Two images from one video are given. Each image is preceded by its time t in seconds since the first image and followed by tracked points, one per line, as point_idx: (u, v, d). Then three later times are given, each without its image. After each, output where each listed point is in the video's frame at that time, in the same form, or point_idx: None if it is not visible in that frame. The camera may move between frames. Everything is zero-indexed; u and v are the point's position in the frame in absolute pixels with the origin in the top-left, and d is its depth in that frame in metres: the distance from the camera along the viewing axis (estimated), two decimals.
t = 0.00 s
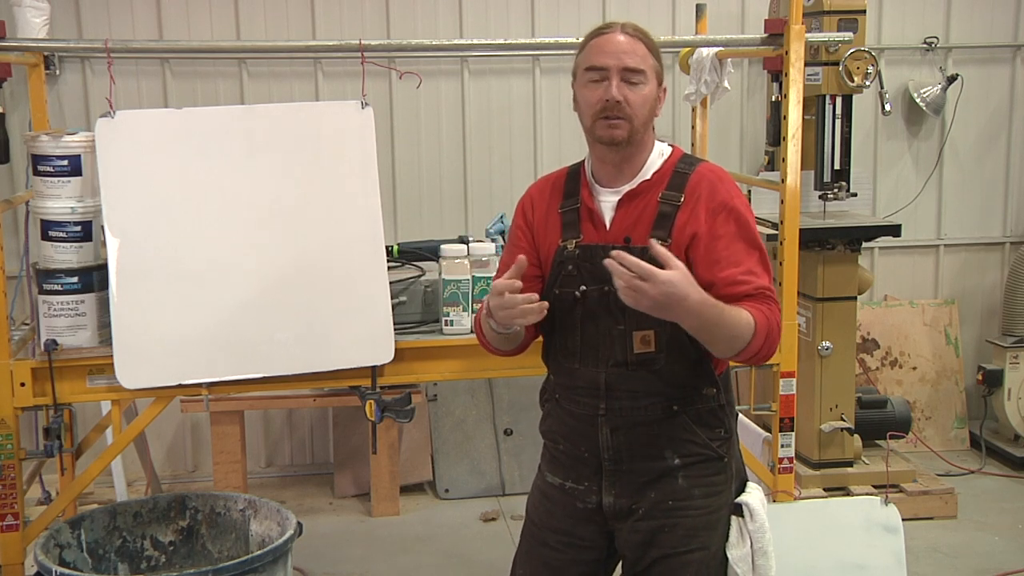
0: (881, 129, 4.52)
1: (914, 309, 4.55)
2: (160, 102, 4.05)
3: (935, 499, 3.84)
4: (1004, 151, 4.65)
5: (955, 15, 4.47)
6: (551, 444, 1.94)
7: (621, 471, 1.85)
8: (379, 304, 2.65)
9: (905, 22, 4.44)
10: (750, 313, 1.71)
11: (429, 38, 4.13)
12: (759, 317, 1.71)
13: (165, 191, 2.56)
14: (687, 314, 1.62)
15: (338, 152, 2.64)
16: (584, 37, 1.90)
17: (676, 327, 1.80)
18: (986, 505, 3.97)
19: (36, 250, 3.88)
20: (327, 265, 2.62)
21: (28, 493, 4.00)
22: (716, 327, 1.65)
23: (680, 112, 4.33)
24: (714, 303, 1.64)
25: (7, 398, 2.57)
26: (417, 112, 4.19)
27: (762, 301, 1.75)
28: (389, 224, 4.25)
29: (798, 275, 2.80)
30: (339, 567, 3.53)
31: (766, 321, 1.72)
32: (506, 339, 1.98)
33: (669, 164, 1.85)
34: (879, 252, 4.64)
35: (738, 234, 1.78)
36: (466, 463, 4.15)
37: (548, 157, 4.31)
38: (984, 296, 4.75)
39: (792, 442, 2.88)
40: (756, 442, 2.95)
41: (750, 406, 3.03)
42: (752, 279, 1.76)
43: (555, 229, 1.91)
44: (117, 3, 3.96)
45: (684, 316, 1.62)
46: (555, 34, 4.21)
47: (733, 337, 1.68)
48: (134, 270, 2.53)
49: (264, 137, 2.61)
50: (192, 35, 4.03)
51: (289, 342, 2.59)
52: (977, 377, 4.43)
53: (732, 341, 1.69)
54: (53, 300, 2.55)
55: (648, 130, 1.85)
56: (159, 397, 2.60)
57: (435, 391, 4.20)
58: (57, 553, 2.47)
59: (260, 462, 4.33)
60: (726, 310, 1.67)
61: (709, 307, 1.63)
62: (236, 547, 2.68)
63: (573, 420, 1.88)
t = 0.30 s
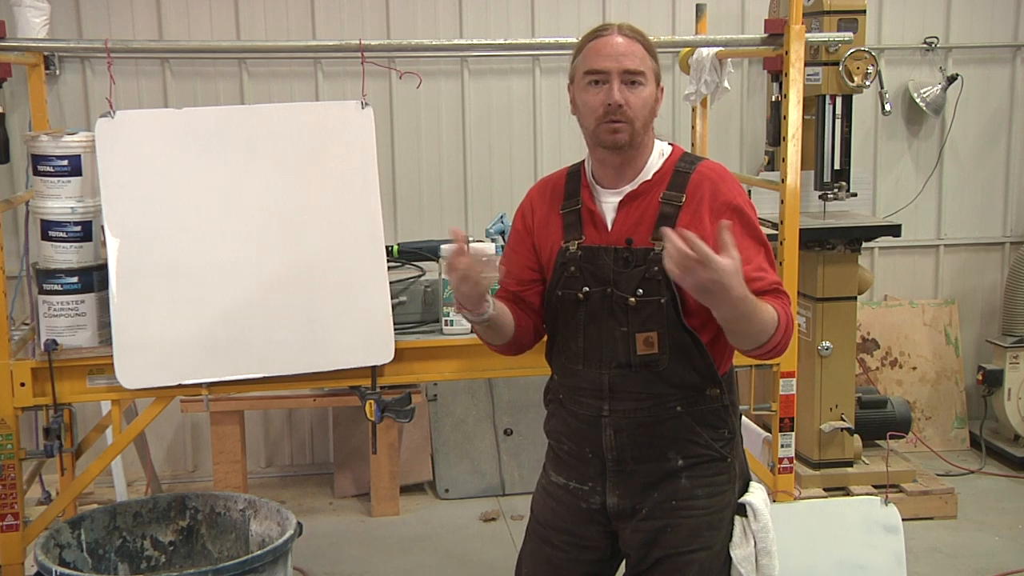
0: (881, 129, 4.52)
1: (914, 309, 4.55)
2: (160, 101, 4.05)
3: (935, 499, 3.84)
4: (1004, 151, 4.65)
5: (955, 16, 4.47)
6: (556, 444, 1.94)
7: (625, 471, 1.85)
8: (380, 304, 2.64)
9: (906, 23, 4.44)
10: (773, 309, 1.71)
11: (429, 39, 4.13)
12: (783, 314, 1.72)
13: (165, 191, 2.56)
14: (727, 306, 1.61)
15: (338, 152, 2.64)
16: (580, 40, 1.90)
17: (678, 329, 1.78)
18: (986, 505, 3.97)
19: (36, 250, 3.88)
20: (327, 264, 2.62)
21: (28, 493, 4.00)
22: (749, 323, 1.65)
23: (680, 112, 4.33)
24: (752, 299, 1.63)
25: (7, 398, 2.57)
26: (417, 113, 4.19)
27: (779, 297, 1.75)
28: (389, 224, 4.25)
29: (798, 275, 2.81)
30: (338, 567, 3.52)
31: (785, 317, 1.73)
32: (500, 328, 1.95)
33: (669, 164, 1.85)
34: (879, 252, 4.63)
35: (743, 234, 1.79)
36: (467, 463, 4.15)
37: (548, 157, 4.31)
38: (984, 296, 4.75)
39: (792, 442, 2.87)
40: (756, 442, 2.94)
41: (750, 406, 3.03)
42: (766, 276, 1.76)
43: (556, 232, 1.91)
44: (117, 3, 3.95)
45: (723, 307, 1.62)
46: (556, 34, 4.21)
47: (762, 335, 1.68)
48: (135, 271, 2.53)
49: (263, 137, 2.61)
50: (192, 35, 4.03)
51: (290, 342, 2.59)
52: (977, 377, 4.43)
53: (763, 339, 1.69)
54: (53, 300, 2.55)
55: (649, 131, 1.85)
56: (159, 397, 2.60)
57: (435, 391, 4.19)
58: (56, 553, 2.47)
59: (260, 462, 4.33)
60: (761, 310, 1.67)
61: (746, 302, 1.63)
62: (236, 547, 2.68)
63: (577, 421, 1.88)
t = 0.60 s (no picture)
0: (881, 129, 4.52)
1: (914, 309, 4.55)
2: (160, 101, 4.05)
3: (935, 499, 3.83)
4: (1004, 150, 4.65)
5: (955, 16, 4.47)
6: (558, 444, 1.94)
7: (628, 472, 1.85)
8: (379, 304, 2.64)
9: (905, 23, 4.44)
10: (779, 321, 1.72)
11: (429, 39, 4.13)
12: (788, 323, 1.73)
13: (165, 191, 2.56)
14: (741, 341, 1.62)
15: (339, 152, 2.64)
16: (583, 39, 1.89)
17: (683, 331, 1.79)
18: (986, 505, 3.97)
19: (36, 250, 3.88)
20: (327, 265, 2.62)
21: (28, 493, 4.00)
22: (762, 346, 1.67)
23: (680, 112, 4.33)
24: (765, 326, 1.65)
25: (7, 398, 2.57)
26: (417, 112, 4.19)
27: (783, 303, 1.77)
28: (389, 224, 4.25)
29: (798, 275, 2.81)
30: (338, 567, 3.52)
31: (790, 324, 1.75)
32: (493, 328, 1.96)
33: (674, 165, 1.85)
34: (879, 252, 4.64)
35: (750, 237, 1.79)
36: (467, 463, 4.15)
37: (549, 157, 4.31)
38: (984, 296, 4.75)
39: (792, 442, 2.87)
40: (756, 442, 2.96)
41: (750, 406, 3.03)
42: (772, 282, 1.77)
43: (558, 233, 1.91)
44: (117, 3, 3.95)
45: (738, 343, 1.62)
46: (556, 34, 4.21)
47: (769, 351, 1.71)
48: (135, 270, 2.53)
49: (264, 137, 2.61)
50: (192, 35, 4.03)
51: (291, 342, 2.59)
52: (977, 377, 4.43)
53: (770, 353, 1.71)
54: (53, 300, 2.55)
55: (655, 131, 1.85)
56: (159, 397, 2.60)
57: (435, 391, 4.19)
58: (57, 553, 2.47)
59: (260, 462, 4.33)
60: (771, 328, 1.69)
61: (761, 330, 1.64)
62: (236, 547, 2.68)
63: (581, 421, 1.88)
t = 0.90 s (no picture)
0: (881, 129, 4.52)
1: (914, 309, 4.55)
2: (161, 101, 4.05)
3: (935, 499, 3.83)
4: (1004, 150, 4.65)
5: (955, 16, 4.47)
6: (558, 445, 1.94)
7: (630, 472, 1.85)
8: (379, 303, 2.64)
9: (905, 23, 4.44)
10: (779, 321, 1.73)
11: (429, 39, 4.13)
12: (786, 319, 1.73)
13: (165, 190, 2.56)
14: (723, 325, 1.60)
15: (339, 152, 2.64)
16: (587, 41, 1.88)
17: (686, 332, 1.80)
18: (986, 505, 3.97)
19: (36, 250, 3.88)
20: (328, 265, 2.62)
21: (28, 493, 4.00)
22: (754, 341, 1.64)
23: (680, 112, 4.34)
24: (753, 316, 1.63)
25: (7, 398, 2.57)
26: (417, 112, 4.19)
27: (784, 304, 1.78)
28: (389, 223, 4.25)
29: (798, 275, 2.81)
30: (338, 568, 3.52)
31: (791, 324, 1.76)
32: (507, 338, 1.97)
33: (678, 166, 1.85)
34: (879, 252, 4.64)
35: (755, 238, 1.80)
36: (467, 463, 4.15)
37: (549, 157, 4.31)
38: (984, 296, 4.75)
39: (792, 442, 2.87)
40: (757, 442, 2.95)
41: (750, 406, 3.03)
42: (774, 283, 1.78)
43: (560, 234, 1.91)
44: (117, 3, 3.95)
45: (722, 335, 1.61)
46: (556, 33, 4.21)
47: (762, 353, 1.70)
48: (136, 270, 2.53)
49: (265, 137, 2.61)
50: (193, 35, 4.03)
51: (292, 342, 2.59)
52: (977, 377, 4.43)
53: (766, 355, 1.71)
54: (53, 300, 2.55)
55: (661, 132, 1.85)
56: (159, 397, 2.60)
57: (435, 391, 4.19)
58: (57, 553, 2.47)
59: (260, 462, 4.33)
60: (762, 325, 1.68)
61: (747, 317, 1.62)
62: (236, 547, 2.68)
63: (583, 422, 1.88)
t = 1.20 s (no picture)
0: (881, 129, 4.52)
1: (914, 309, 4.55)
2: (161, 101, 4.06)
3: (935, 499, 3.83)
4: (1004, 150, 4.65)
5: (955, 16, 4.47)
6: (554, 444, 1.94)
7: (625, 471, 1.85)
8: (379, 303, 2.64)
9: (906, 23, 4.44)
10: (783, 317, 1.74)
11: (429, 38, 4.13)
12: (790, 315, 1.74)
13: (164, 190, 2.56)
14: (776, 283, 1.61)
15: (339, 152, 2.64)
16: (579, 42, 1.87)
17: (682, 331, 1.80)
18: (985, 505, 3.97)
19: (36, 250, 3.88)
20: (328, 265, 2.62)
21: (28, 493, 4.00)
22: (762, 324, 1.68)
23: (680, 112, 4.34)
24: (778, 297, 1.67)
25: (7, 398, 2.57)
26: (417, 112, 4.19)
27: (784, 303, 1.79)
28: (389, 223, 4.25)
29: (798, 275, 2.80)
30: (338, 568, 3.52)
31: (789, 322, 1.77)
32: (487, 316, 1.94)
33: (675, 165, 1.85)
34: (879, 252, 4.64)
35: (755, 236, 1.80)
36: (467, 463, 4.15)
37: (548, 157, 4.31)
38: (984, 296, 4.75)
39: (792, 442, 2.87)
40: (756, 442, 2.94)
41: (750, 406, 3.03)
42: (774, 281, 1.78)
43: (557, 233, 1.91)
44: (117, 3, 3.95)
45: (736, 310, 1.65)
46: (556, 33, 4.21)
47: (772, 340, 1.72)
48: (136, 270, 2.53)
49: (264, 137, 2.61)
50: (193, 35, 4.03)
51: (292, 343, 2.59)
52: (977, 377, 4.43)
53: (775, 343, 1.73)
54: (53, 300, 2.55)
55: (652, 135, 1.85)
56: (159, 397, 2.60)
57: (435, 391, 4.19)
58: (57, 553, 2.47)
59: (260, 462, 4.33)
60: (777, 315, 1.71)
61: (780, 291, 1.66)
62: (236, 547, 2.68)
63: (578, 421, 1.88)
